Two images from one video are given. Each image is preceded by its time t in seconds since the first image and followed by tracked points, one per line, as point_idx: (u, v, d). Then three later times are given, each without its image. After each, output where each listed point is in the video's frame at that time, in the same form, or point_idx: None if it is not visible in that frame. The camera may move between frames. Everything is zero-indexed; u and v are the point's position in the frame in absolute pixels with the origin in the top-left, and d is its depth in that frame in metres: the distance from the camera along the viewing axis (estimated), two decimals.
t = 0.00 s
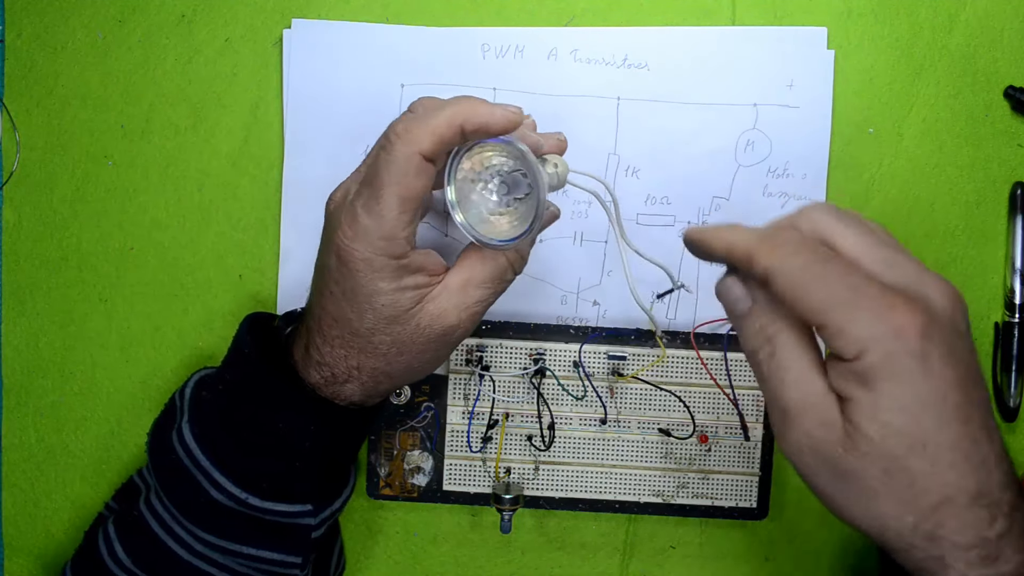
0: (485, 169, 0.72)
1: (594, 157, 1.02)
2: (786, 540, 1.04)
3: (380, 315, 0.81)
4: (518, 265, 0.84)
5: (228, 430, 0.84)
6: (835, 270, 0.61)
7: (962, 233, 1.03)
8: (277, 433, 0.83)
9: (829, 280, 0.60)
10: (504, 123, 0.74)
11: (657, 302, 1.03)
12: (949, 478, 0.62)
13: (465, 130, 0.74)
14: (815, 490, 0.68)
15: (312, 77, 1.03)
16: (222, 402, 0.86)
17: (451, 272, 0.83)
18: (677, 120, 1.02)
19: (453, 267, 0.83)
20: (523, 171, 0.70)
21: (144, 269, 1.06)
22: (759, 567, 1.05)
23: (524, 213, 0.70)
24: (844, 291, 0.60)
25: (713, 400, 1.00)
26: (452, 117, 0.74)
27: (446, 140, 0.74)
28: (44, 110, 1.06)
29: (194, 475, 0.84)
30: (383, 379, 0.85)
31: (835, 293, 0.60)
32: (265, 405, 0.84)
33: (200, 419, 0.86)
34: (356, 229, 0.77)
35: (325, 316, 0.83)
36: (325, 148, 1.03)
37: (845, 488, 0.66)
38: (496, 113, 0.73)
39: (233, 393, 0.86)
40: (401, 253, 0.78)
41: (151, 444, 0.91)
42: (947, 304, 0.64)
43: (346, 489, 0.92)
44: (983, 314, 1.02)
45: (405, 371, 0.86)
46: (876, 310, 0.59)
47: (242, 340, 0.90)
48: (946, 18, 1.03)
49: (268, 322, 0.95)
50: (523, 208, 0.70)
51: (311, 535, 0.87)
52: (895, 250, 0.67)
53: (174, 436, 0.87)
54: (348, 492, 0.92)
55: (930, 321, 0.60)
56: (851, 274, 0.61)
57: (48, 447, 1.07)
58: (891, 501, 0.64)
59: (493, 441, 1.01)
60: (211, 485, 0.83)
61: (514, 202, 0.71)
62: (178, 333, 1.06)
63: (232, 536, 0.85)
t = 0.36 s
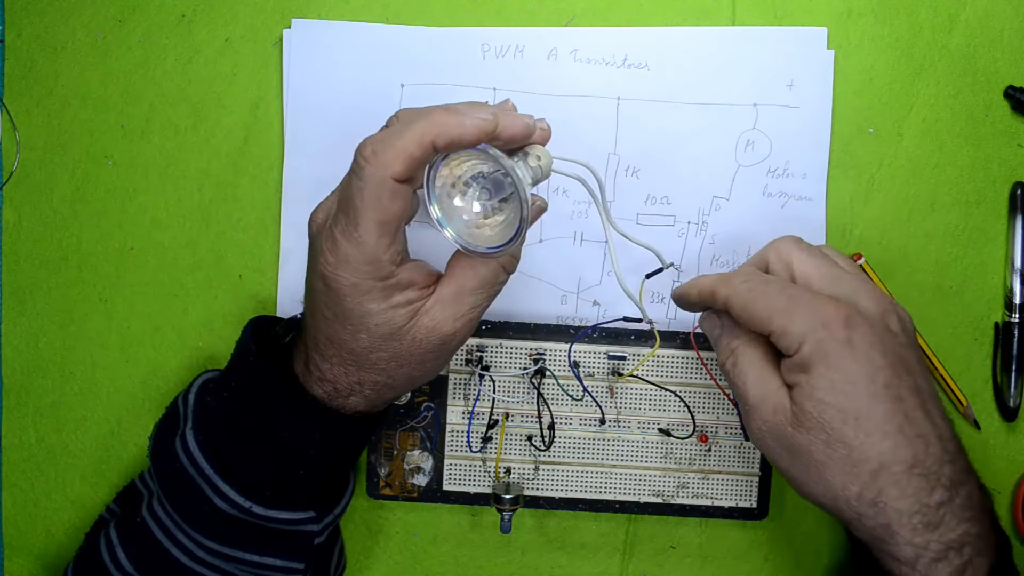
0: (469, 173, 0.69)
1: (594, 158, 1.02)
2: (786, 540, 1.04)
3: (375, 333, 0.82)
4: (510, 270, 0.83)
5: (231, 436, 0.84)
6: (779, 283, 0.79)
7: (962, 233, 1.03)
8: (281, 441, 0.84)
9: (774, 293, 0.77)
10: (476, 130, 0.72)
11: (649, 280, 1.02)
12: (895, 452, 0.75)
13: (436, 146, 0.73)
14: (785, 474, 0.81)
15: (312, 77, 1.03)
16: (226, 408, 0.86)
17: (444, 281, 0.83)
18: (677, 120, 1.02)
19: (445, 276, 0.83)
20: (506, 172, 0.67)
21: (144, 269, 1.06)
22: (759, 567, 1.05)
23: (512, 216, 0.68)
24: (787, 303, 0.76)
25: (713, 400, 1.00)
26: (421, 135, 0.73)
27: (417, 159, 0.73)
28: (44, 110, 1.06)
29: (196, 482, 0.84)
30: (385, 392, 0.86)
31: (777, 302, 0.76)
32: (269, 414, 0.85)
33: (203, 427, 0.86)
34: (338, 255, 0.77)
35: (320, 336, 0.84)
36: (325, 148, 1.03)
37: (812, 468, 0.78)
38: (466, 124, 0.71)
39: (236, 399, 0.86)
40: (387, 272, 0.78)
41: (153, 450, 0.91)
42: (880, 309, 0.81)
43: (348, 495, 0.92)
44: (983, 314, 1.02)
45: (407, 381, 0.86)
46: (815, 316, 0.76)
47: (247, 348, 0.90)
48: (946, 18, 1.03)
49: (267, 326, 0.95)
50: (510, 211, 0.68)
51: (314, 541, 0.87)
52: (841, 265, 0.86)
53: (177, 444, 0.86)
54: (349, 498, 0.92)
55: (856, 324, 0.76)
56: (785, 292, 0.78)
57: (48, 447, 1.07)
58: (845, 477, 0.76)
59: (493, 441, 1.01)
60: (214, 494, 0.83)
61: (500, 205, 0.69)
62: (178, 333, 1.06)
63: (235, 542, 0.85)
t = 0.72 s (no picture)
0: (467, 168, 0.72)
1: (594, 158, 1.02)
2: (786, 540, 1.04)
3: (385, 325, 0.82)
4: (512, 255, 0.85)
5: (231, 433, 0.84)
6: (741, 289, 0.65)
7: (962, 233, 1.03)
8: (281, 437, 0.84)
9: (727, 301, 0.64)
10: (488, 121, 0.73)
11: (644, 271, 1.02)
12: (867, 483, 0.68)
13: (449, 138, 0.73)
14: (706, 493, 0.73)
15: (312, 77, 1.03)
16: (226, 406, 0.86)
17: (449, 270, 0.84)
18: (677, 120, 1.02)
19: (449, 266, 0.84)
20: (506, 161, 0.71)
21: (144, 269, 1.06)
22: (759, 566, 1.05)
23: (518, 203, 0.71)
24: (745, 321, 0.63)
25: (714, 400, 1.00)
26: (434, 127, 0.72)
27: (431, 152, 0.73)
28: (44, 110, 1.06)
29: (196, 479, 0.84)
30: (394, 382, 0.87)
31: (738, 321, 0.62)
32: (269, 411, 0.85)
33: (203, 423, 0.86)
34: (348, 249, 0.76)
35: (326, 331, 0.83)
36: (325, 148, 1.03)
37: (778, 508, 0.68)
38: (477, 113, 0.72)
39: (236, 396, 0.86)
40: (398, 264, 0.78)
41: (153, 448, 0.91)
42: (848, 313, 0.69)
43: (349, 490, 0.92)
44: (983, 314, 1.02)
45: (414, 370, 0.88)
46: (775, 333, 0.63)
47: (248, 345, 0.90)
48: (946, 18, 1.03)
49: (266, 327, 0.95)
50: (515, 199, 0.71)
51: (314, 537, 0.88)
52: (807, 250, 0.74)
53: (178, 440, 0.86)
54: (350, 494, 0.93)
55: (816, 346, 0.65)
56: (743, 303, 0.64)
57: (48, 447, 1.07)
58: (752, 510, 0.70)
59: (493, 441, 1.01)
60: (214, 491, 0.83)
61: (505, 195, 0.71)
62: (178, 333, 1.06)
63: (235, 541, 0.85)
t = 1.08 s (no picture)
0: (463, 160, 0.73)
1: (593, 158, 1.02)
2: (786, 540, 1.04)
3: (383, 325, 0.81)
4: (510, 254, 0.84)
5: (231, 437, 0.84)
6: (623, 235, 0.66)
7: (962, 233, 1.03)
8: (279, 441, 0.84)
9: (600, 248, 0.65)
10: (470, 108, 0.74)
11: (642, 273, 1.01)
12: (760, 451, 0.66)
13: (435, 128, 0.73)
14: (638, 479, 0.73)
15: (312, 78, 1.03)
16: (225, 409, 0.86)
17: (447, 270, 0.83)
18: (677, 120, 1.02)
19: (447, 265, 0.84)
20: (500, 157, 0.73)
21: (144, 269, 1.06)
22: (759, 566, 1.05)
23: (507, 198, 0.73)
24: (609, 269, 0.64)
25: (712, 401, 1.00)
26: (418, 119, 0.72)
27: (416, 144, 0.73)
28: (44, 110, 1.06)
29: (194, 482, 0.84)
30: (393, 384, 0.86)
31: (594, 267, 0.64)
32: (267, 414, 0.85)
33: (203, 427, 0.86)
34: (343, 249, 0.76)
35: (323, 334, 0.83)
36: (324, 147, 1.03)
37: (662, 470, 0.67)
38: (460, 100, 0.73)
39: (235, 399, 0.86)
40: (394, 263, 0.78)
41: (153, 450, 0.91)
42: (738, 268, 0.68)
43: (347, 493, 0.92)
44: (983, 314, 1.02)
45: (413, 372, 0.87)
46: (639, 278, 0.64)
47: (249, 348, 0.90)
48: (946, 18, 1.03)
49: (265, 327, 0.94)
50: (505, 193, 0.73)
51: (312, 540, 0.88)
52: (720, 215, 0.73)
53: (177, 443, 0.86)
54: (348, 497, 0.93)
55: (677, 300, 0.65)
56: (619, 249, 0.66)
57: (48, 447, 1.07)
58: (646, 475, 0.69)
59: (493, 441, 1.01)
60: (213, 495, 0.83)
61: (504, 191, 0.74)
62: (179, 333, 1.06)
63: (232, 544, 0.85)
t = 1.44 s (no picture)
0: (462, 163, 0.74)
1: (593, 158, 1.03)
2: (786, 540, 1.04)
3: (378, 324, 0.82)
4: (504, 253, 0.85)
5: (228, 438, 0.84)
6: (591, 246, 0.65)
7: (962, 233, 1.03)
8: (275, 444, 0.83)
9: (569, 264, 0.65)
10: (460, 100, 0.74)
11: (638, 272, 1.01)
12: (752, 460, 0.66)
13: (425, 122, 0.73)
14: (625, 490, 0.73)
15: (312, 78, 1.03)
16: (222, 410, 0.86)
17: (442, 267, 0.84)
18: (677, 120, 1.02)
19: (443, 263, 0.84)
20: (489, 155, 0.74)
21: (144, 269, 1.06)
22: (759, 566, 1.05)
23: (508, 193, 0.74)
24: (575, 284, 0.64)
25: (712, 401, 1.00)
26: (408, 112, 0.72)
27: (407, 138, 0.73)
28: (44, 110, 1.06)
29: (193, 483, 0.84)
30: (390, 383, 0.87)
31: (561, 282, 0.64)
32: (263, 416, 0.84)
33: (200, 428, 0.86)
34: (337, 247, 0.76)
35: (320, 332, 0.84)
36: (324, 148, 1.03)
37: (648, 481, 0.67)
38: (450, 94, 0.73)
39: (232, 402, 0.86)
40: (388, 261, 0.78)
41: (151, 450, 0.91)
42: (708, 276, 0.68)
43: (345, 494, 0.92)
44: (983, 314, 1.02)
45: (410, 370, 0.88)
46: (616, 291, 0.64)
47: (245, 348, 0.90)
48: (946, 17, 1.03)
49: (264, 328, 0.93)
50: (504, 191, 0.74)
51: (309, 542, 0.88)
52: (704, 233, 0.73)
53: (175, 444, 0.86)
54: (346, 497, 0.93)
55: (649, 312, 0.64)
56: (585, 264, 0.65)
57: (47, 447, 1.07)
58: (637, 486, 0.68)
59: (493, 441, 1.01)
60: (210, 496, 0.83)
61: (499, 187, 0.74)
62: (179, 333, 1.06)
63: (230, 545, 0.85)
